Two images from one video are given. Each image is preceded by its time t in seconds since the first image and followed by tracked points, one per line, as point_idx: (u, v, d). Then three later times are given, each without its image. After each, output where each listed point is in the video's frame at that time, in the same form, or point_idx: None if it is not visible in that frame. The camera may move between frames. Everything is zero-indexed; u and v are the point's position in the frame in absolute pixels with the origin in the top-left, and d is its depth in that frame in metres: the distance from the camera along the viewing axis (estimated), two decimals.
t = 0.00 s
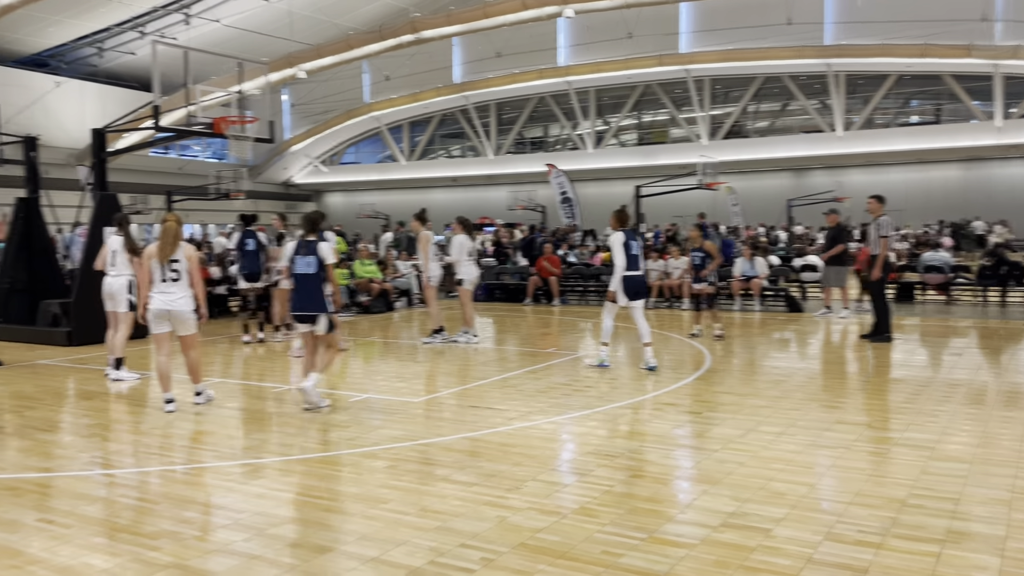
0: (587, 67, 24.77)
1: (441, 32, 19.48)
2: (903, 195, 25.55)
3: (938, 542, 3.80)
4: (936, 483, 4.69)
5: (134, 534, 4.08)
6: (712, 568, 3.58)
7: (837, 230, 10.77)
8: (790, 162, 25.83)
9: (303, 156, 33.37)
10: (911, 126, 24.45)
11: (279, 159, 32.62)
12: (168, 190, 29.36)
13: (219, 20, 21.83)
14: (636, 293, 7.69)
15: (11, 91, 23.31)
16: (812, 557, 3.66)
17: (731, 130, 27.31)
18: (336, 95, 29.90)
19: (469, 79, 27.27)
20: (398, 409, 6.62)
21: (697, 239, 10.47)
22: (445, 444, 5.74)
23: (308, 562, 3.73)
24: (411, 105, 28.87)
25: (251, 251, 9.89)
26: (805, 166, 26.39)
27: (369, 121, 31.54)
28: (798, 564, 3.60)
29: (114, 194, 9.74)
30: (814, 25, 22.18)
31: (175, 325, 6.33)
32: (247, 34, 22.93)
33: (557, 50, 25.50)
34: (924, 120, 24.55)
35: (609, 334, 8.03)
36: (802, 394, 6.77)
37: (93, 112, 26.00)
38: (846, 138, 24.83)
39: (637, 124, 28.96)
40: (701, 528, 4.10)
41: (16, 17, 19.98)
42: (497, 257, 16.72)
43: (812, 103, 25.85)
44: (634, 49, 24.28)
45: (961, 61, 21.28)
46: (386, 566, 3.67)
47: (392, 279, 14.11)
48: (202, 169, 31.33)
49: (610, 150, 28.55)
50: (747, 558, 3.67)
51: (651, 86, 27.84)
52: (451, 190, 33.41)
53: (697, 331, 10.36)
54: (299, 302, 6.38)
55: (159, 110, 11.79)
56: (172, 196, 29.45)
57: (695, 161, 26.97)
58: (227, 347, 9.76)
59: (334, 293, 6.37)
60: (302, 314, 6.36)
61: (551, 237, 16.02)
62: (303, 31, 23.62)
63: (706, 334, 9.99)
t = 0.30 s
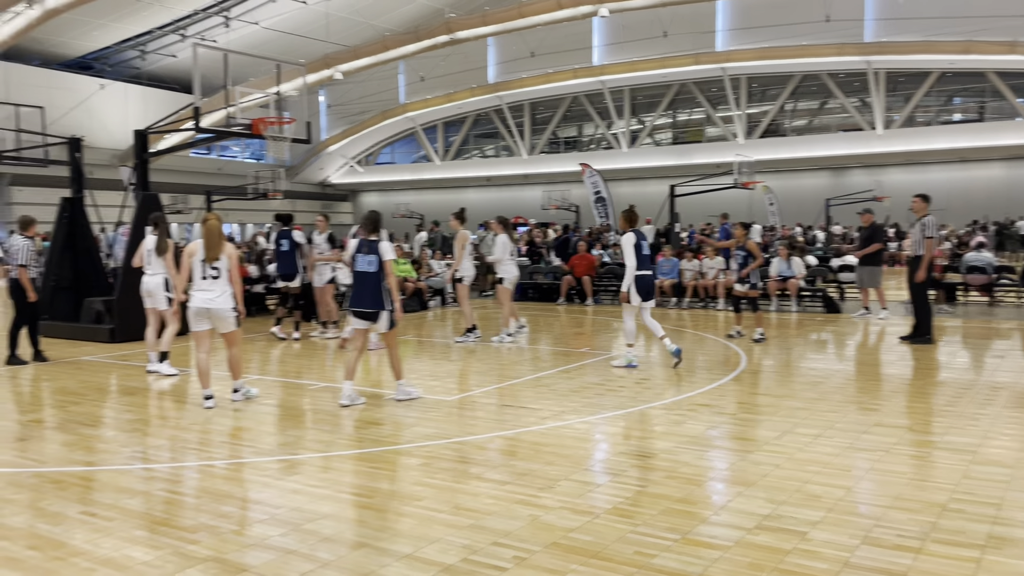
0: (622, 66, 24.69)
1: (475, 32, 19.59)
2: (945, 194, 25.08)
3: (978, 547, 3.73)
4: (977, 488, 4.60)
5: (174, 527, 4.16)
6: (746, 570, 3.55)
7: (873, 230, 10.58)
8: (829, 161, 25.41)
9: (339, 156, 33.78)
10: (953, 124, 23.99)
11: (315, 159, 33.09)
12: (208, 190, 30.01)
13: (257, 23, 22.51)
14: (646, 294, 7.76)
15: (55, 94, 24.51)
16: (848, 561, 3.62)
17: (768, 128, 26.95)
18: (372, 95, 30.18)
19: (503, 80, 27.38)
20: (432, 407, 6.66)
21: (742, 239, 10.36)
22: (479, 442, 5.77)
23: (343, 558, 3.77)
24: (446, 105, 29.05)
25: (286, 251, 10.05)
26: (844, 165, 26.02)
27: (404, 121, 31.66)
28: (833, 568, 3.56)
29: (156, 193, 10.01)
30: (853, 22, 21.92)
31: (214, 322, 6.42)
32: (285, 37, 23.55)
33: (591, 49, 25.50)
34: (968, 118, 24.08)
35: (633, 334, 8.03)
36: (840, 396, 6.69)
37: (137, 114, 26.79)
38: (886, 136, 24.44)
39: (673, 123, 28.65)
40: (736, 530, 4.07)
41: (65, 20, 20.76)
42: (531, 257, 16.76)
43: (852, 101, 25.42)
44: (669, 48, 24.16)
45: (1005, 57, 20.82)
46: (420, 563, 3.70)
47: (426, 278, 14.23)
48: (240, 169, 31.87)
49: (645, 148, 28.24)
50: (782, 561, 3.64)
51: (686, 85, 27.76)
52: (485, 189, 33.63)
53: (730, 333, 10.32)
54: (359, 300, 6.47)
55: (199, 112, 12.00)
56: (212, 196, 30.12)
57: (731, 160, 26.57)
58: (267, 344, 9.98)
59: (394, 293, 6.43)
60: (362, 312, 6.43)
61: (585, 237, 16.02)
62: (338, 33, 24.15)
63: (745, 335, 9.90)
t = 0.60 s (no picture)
0: (654, 65, 24.55)
1: (507, 32, 19.63)
2: (986, 194, 24.58)
3: (1019, 555, 3.64)
4: (1019, 494, 4.49)
5: (209, 524, 4.21)
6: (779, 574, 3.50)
7: (908, 230, 10.38)
8: (866, 161, 25.00)
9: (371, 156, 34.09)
10: (994, 122, 23.52)
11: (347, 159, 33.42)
12: (242, 190, 30.51)
13: (292, 24, 23.09)
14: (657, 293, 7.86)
15: (95, 96, 24.98)
16: (883, 566, 3.56)
17: (803, 128, 26.58)
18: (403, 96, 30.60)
19: (535, 79, 27.37)
20: (463, 406, 6.67)
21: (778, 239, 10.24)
22: (509, 442, 5.76)
23: (374, 556, 3.78)
24: (478, 106, 29.17)
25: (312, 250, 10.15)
26: (882, 164, 25.50)
27: (435, 121, 31.80)
28: (868, 573, 3.50)
29: (191, 194, 10.15)
30: (891, 19, 21.78)
31: (257, 319, 6.50)
32: (318, 38, 23.93)
33: (625, 48, 25.34)
34: (1009, 116, 23.61)
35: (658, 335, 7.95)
36: (876, 399, 6.58)
37: (173, 116, 27.25)
38: (925, 135, 23.96)
39: (705, 122, 28.43)
40: (769, 533, 4.01)
41: (106, 24, 21.25)
42: (561, 258, 16.72)
43: (889, 99, 25.06)
44: (703, 47, 24.04)
45: None
46: (450, 562, 3.71)
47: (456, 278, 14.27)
48: (273, 170, 32.27)
49: (678, 147, 27.89)
50: (815, 565, 3.59)
51: (719, 83, 27.62)
52: (516, 190, 33.60)
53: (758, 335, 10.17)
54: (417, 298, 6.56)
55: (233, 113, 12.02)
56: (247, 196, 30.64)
57: (765, 160, 26.20)
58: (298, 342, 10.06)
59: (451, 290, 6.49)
60: (420, 309, 6.53)
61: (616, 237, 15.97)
62: (372, 33, 24.09)
63: (782, 338, 9.75)
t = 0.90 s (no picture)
0: (687, 65, 24.42)
1: (539, 32, 19.63)
2: None
3: None
4: None
5: (243, 520, 4.24)
6: None
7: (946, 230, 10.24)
8: (902, 161, 24.70)
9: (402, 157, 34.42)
10: None
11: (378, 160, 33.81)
12: (275, 190, 30.96)
13: (325, 26, 23.47)
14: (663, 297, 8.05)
15: (132, 99, 25.36)
16: (920, 572, 3.50)
17: (838, 127, 26.17)
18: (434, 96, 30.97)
19: (565, 79, 27.33)
20: (494, 406, 6.68)
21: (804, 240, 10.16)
22: (539, 443, 5.75)
23: (404, 555, 3.79)
24: (508, 106, 29.20)
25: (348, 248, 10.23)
26: (919, 163, 25.01)
27: (466, 121, 31.90)
28: None
29: (225, 195, 10.25)
30: (929, 18, 21.60)
31: (300, 318, 6.56)
32: (351, 40, 24.37)
33: (657, 47, 25.15)
34: None
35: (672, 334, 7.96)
36: (912, 403, 6.48)
37: (207, 117, 27.65)
38: (964, 134, 23.68)
39: (738, 121, 27.92)
40: (801, 537, 3.96)
41: (144, 27, 21.65)
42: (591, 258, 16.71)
43: (927, 98, 24.69)
44: (736, 46, 23.90)
45: None
46: (480, 561, 3.71)
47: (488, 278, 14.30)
48: (307, 171, 32.67)
49: (710, 147, 27.75)
50: (850, 571, 3.53)
51: (752, 82, 27.24)
52: (547, 190, 33.51)
53: (795, 337, 10.02)
54: (465, 298, 6.71)
55: (267, 113, 11.95)
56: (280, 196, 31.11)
57: (800, 159, 25.99)
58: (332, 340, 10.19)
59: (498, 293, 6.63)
60: (467, 309, 6.68)
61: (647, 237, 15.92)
62: (404, 35, 24.55)
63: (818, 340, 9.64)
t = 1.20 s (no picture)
0: (717, 64, 24.30)
1: (567, 33, 19.65)
2: None
3: None
4: None
5: (272, 517, 4.22)
6: None
7: (982, 231, 10.07)
8: (937, 160, 24.38)
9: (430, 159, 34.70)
10: None
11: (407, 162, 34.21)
12: (304, 192, 31.36)
13: (355, 28, 23.79)
14: (670, 294, 8.20)
15: (166, 100, 25.68)
16: None
17: (870, 126, 25.83)
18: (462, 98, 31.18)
19: (594, 80, 27.28)
20: (522, 407, 6.66)
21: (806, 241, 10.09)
22: (566, 444, 5.69)
23: (431, 553, 3.74)
24: (536, 107, 29.20)
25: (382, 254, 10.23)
26: (953, 163, 24.65)
27: (494, 121, 31.94)
28: None
29: (257, 197, 10.42)
30: (965, 15, 21.37)
31: (334, 317, 6.70)
32: (380, 40, 24.63)
33: (686, 47, 25.08)
34: None
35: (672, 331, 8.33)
36: (946, 406, 6.37)
37: (239, 119, 28.02)
38: (1000, 134, 23.29)
39: (768, 121, 27.68)
40: (833, 542, 3.86)
41: (177, 30, 22.01)
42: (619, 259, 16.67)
43: (962, 96, 24.29)
44: (766, 45, 23.77)
45: None
46: (507, 561, 3.65)
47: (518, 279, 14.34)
48: (336, 173, 33.06)
49: (740, 147, 27.55)
50: None
51: (783, 82, 26.99)
52: (574, 190, 33.45)
53: (827, 339, 9.92)
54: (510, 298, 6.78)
55: (298, 114, 12.01)
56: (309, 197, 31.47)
57: (831, 159, 25.71)
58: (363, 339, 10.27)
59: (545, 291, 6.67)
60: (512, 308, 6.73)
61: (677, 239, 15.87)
62: (433, 36, 25.04)
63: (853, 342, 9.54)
